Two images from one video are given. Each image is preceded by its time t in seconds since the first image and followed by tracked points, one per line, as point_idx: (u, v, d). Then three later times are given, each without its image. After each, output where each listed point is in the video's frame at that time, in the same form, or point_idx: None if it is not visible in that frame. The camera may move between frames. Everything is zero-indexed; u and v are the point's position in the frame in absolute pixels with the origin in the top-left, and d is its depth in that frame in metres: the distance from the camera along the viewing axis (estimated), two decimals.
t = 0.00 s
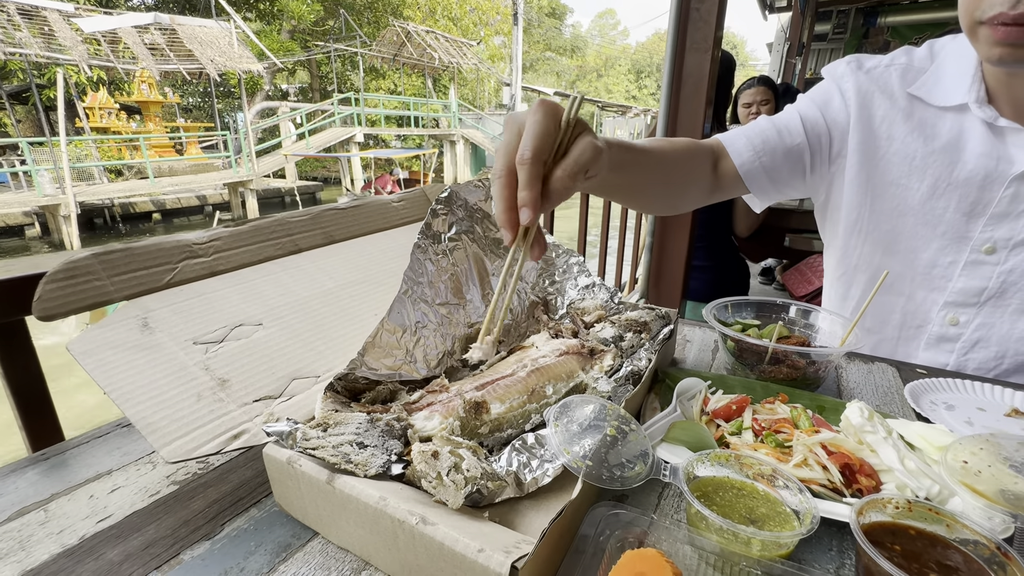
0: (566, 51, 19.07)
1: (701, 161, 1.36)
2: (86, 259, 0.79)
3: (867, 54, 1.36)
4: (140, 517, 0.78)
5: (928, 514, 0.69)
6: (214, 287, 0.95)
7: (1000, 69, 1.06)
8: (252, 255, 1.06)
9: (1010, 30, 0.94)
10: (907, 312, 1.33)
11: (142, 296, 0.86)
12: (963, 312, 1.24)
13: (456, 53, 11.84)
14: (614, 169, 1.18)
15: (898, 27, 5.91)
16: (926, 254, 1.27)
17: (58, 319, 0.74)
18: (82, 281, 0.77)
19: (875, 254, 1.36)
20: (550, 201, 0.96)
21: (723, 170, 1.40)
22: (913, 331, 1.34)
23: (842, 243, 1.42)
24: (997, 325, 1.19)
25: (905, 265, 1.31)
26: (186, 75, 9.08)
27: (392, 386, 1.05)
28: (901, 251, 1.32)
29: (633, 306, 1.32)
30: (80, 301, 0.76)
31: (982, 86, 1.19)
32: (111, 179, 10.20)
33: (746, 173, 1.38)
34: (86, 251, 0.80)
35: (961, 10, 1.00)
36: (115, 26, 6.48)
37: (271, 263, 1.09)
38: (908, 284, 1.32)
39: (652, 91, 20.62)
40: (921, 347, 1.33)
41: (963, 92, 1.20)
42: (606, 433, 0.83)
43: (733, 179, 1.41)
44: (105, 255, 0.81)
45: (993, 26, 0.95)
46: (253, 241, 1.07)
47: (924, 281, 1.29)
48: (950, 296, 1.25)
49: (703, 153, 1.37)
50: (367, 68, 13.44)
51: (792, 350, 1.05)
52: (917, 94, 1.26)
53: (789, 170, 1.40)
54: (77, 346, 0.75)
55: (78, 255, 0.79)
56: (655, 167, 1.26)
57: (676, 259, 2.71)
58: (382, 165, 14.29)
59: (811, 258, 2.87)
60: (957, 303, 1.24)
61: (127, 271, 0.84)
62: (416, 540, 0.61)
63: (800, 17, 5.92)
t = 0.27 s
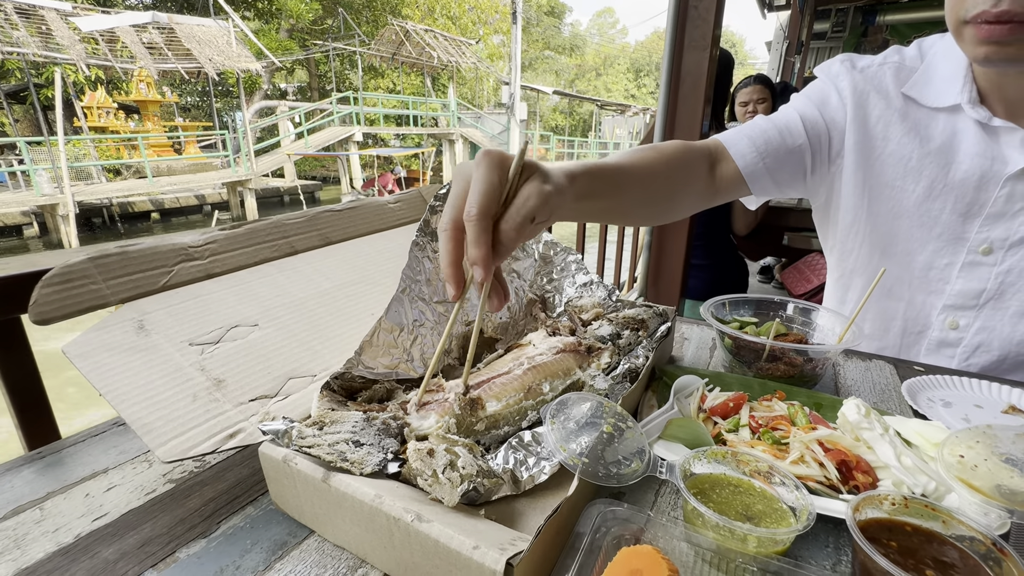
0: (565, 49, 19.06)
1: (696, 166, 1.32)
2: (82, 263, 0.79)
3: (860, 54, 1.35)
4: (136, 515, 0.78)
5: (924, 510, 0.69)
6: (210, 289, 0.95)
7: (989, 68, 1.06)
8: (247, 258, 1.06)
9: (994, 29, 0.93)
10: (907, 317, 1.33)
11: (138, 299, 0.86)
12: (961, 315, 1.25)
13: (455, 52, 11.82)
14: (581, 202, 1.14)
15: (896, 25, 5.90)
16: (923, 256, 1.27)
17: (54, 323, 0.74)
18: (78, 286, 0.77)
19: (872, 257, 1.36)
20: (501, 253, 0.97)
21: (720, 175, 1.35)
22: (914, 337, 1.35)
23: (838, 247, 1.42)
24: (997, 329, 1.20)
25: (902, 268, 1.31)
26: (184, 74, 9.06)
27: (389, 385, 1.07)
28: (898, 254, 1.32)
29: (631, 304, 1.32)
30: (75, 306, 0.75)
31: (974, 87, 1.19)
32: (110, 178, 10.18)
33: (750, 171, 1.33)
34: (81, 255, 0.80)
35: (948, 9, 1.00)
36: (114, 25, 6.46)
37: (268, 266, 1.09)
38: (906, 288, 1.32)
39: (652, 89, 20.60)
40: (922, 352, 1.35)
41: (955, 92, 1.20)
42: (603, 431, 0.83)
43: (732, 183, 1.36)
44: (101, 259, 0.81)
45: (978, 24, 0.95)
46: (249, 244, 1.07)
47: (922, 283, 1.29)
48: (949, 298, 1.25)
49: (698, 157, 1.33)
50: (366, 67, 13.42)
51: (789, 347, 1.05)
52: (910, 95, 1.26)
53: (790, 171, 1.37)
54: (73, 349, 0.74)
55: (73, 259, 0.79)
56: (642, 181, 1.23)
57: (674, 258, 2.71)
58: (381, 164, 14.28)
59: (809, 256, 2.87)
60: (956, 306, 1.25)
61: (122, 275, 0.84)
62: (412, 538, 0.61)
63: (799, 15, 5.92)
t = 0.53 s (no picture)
0: (564, 49, 19.04)
1: (694, 166, 1.35)
2: (79, 253, 0.78)
3: (859, 52, 1.35)
4: (135, 513, 0.78)
5: (921, 507, 0.69)
6: (209, 283, 0.95)
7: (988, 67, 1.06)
8: (248, 250, 1.06)
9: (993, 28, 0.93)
10: (906, 316, 1.34)
11: (136, 291, 0.86)
12: (960, 314, 1.25)
13: (454, 51, 11.80)
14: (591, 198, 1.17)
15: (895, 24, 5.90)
16: (921, 255, 1.28)
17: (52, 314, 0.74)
18: (76, 276, 0.77)
19: (870, 256, 1.36)
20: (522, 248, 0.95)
21: (716, 174, 1.39)
22: (913, 336, 1.35)
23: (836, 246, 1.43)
24: (995, 327, 1.20)
25: (900, 266, 1.32)
26: (182, 73, 9.03)
27: (388, 383, 1.07)
28: (896, 253, 1.32)
29: (630, 302, 1.32)
30: (73, 296, 0.75)
31: (972, 85, 1.19)
32: (108, 178, 10.15)
33: (745, 174, 1.36)
34: (79, 246, 0.80)
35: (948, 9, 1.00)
36: (111, 25, 6.44)
37: (267, 259, 1.09)
38: (904, 286, 1.32)
39: (651, 88, 20.56)
40: (921, 350, 1.35)
41: (953, 91, 1.21)
42: (601, 428, 0.83)
43: (728, 183, 1.40)
44: (98, 250, 0.81)
45: (977, 24, 0.95)
46: (248, 237, 1.07)
47: (920, 282, 1.29)
48: (947, 296, 1.25)
49: (696, 157, 1.36)
50: (364, 66, 13.39)
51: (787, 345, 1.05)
52: (908, 93, 1.26)
53: (784, 171, 1.39)
54: (70, 342, 0.75)
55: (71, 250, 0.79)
56: (642, 182, 1.27)
57: (673, 257, 2.71)
58: (380, 164, 14.26)
59: (808, 255, 2.87)
60: (954, 304, 1.25)
61: (120, 266, 0.84)
62: (410, 534, 0.61)
63: (797, 14, 5.91)
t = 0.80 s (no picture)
0: (563, 48, 19.05)
1: (692, 168, 1.38)
2: (77, 258, 0.78)
3: (855, 52, 1.36)
4: (133, 514, 0.78)
5: (917, 505, 0.69)
6: (206, 285, 0.95)
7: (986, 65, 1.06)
8: (245, 254, 1.06)
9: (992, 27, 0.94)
10: (903, 313, 1.34)
11: (134, 295, 0.86)
12: (960, 311, 1.25)
13: (453, 50, 11.80)
14: (596, 188, 1.21)
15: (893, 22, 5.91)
16: (920, 253, 1.28)
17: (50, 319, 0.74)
18: (74, 281, 0.77)
19: (867, 255, 1.36)
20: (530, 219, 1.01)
21: (714, 176, 1.41)
22: (911, 333, 1.35)
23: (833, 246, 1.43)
24: (993, 325, 1.21)
25: (898, 265, 1.32)
26: (180, 73, 9.01)
27: (386, 382, 1.05)
28: (894, 251, 1.32)
29: (627, 301, 1.32)
30: (71, 301, 0.75)
31: (971, 82, 1.20)
32: (106, 178, 10.13)
33: (743, 177, 1.37)
34: (77, 251, 0.80)
35: (947, 7, 1.01)
36: (109, 24, 6.43)
37: (265, 261, 1.09)
38: (902, 284, 1.32)
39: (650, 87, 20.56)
40: (919, 347, 1.35)
41: (951, 88, 1.21)
42: (599, 428, 0.83)
43: (726, 185, 1.41)
44: (96, 255, 0.81)
45: (975, 22, 0.95)
46: (245, 241, 1.07)
47: (919, 280, 1.30)
48: (947, 294, 1.25)
49: (694, 159, 1.39)
50: (363, 66, 13.38)
51: (784, 344, 1.05)
52: (906, 92, 1.26)
53: (778, 173, 1.39)
54: (68, 345, 0.75)
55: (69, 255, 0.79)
56: (641, 182, 1.29)
57: (672, 255, 2.71)
58: (378, 163, 14.25)
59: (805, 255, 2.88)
60: (954, 301, 1.25)
61: (118, 271, 0.84)
62: (408, 534, 0.61)
63: (795, 14, 5.92)
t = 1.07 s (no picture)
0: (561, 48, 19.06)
1: (694, 185, 1.47)
2: (72, 253, 0.78)
3: (853, 57, 1.37)
4: (130, 514, 0.78)
5: (914, 503, 0.69)
6: (203, 281, 0.94)
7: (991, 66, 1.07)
8: (242, 249, 1.06)
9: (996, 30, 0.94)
10: (902, 313, 1.34)
11: (130, 290, 0.86)
12: (960, 310, 1.25)
13: (450, 50, 11.79)
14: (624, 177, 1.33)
15: (891, 21, 5.90)
16: (919, 254, 1.29)
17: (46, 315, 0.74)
18: (69, 276, 0.77)
19: (866, 257, 1.38)
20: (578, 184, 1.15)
21: (714, 192, 1.50)
22: (910, 333, 1.35)
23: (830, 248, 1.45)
24: (994, 325, 1.20)
25: (897, 266, 1.33)
26: (178, 73, 8.99)
27: (384, 382, 1.05)
28: (893, 253, 1.33)
29: (625, 300, 1.32)
30: (66, 296, 0.75)
31: (971, 83, 1.20)
32: (104, 179, 10.11)
33: (738, 193, 1.46)
34: (72, 245, 0.80)
35: (952, 9, 1.01)
36: (106, 24, 6.41)
37: (263, 257, 1.09)
38: (901, 284, 1.33)
39: (648, 87, 20.57)
40: (919, 346, 1.35)
41: (951, 89, 1.21)
42: (596, 427, 0.83)
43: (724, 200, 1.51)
44: (91, 249, 0.81)
45: (980, 26, 0.95)
46: (243, 236, 1.06)
47: (919, 281, 1.30)
48: (946, 293, 1.26)
49: (696, 177, 1.48)
50: (361, 66, 13.37)
51: (782, 342, 1.05)
52: (905, 95, 1.28)
53: (771, 189, 1.46)
54: (63, 341, 0.74)
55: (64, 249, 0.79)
56: (647, 194, 1.39)
57: (670, 255, 2.72)
58: (377, 163, 14.24)
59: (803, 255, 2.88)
60: (953, 301, 1.25)
61: (114, 266, 0.84)
62: (405, 533, 0.61)
63: (792, 14, 5.93)
